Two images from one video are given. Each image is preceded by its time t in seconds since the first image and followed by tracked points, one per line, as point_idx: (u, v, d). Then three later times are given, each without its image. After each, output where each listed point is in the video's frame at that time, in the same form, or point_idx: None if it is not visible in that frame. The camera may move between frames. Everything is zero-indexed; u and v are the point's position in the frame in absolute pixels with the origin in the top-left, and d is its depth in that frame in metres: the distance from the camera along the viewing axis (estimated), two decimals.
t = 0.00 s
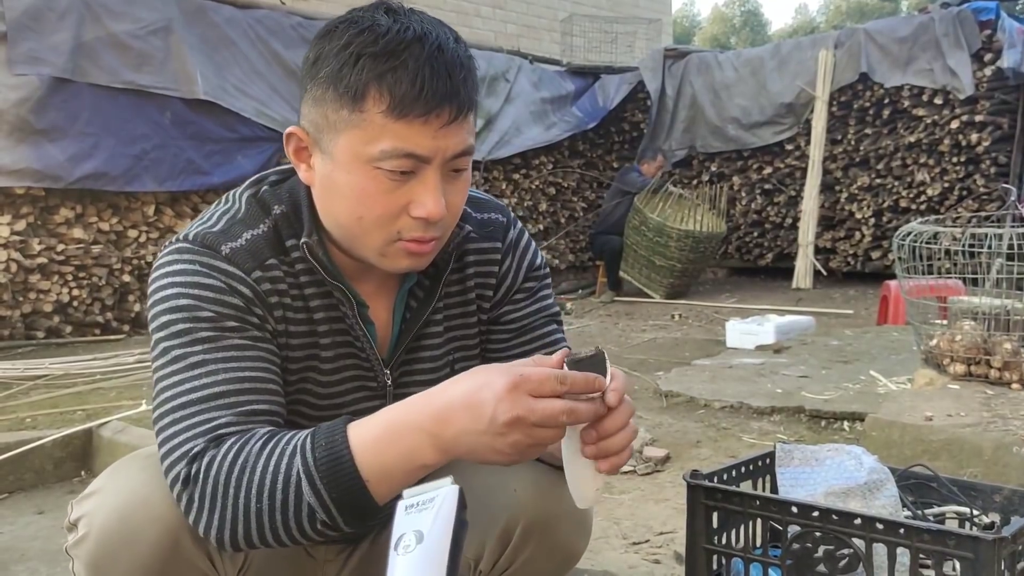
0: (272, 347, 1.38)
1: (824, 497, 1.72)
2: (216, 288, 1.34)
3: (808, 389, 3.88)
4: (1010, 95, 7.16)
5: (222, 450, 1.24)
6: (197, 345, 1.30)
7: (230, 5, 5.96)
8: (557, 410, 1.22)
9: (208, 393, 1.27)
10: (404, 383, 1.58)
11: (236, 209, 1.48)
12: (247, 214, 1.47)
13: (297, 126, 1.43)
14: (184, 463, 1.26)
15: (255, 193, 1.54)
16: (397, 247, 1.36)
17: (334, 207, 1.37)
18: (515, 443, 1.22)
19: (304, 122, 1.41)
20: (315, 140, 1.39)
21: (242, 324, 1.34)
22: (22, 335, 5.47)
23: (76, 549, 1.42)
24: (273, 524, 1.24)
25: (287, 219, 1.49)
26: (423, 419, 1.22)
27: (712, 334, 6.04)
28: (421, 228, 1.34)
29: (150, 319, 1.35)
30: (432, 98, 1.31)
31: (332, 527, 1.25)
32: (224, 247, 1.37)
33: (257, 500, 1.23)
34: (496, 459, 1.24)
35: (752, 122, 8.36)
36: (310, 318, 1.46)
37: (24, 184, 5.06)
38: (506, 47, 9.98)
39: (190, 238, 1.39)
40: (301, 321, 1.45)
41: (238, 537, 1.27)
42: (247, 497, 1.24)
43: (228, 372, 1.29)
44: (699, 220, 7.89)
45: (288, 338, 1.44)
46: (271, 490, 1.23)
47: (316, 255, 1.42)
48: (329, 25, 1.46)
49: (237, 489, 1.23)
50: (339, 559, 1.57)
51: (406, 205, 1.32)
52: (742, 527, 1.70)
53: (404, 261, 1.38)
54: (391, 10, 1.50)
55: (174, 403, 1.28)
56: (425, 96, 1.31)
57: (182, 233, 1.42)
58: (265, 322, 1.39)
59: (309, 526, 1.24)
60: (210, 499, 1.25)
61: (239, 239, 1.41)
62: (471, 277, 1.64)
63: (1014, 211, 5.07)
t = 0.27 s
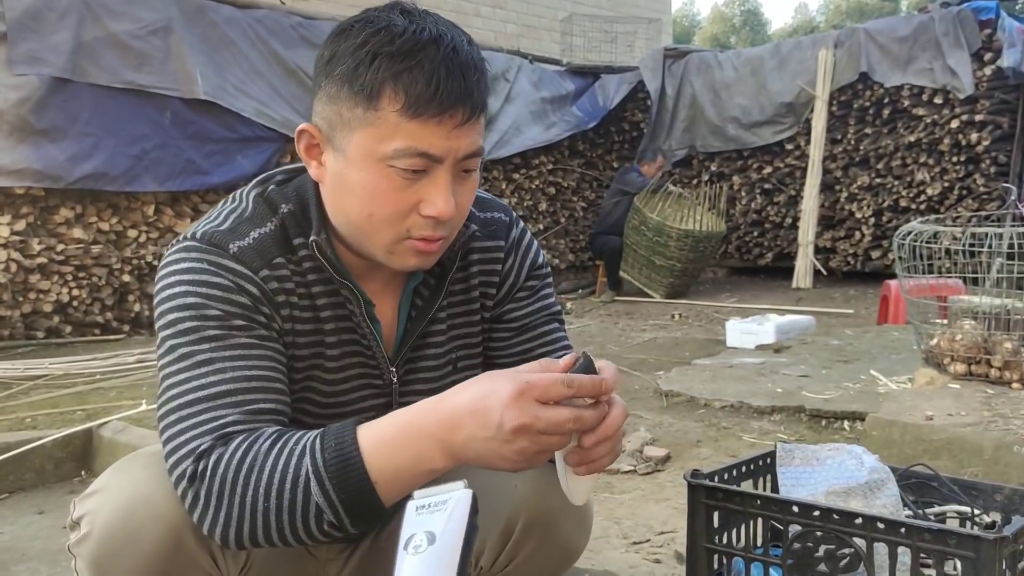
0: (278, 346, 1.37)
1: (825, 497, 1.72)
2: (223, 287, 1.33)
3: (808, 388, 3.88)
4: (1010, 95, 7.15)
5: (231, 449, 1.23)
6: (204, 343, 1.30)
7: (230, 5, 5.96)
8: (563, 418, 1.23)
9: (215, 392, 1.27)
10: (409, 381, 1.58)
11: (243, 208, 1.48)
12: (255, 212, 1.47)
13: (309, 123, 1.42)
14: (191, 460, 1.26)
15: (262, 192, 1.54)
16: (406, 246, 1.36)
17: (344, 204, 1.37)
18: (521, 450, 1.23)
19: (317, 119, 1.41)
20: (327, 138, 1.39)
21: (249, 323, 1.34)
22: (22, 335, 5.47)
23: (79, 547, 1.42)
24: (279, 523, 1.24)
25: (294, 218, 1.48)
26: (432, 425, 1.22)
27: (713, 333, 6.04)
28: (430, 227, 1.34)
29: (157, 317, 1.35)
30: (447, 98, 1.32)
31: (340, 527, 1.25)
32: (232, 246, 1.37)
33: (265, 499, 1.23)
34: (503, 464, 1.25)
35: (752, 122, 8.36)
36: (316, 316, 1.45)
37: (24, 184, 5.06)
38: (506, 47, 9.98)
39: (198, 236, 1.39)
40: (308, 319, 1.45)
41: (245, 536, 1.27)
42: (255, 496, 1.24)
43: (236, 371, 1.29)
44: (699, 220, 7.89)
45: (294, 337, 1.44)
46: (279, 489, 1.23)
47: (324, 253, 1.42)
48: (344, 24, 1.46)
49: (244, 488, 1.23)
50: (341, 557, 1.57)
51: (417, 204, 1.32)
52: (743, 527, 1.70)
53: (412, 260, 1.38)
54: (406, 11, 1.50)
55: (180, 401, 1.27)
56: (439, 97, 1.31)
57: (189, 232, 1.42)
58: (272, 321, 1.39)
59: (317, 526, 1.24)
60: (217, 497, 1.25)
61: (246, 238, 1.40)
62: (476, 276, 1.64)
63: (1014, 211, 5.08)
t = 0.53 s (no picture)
0: (274, 343, 1.37)
1: (825, 495, 1.72)
2: (219, 284, 1.33)
3: (807, 387, 3.88)
4: (1009, 94, 7.11)
5: (228, 446, 1.23)
6: (200, 341, 1.29)
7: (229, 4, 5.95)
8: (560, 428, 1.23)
9: (211, 389, 1.27)
10: (405, 377, 1.57)
11: (240, 204, 1.48)
12: (251, 209, 1.47)
13: (305, 120, 1.42)
14: (188, 457, 1.25)
15: (259, 189, 1.54)
16: (401, 244, 1.36)
17: (340, 202, 1.37)
18: (519, 458, 1.24)
19: (313, 117, 1.41)
20: (323, 135, 1.39)
21: (245, 321, 1.34)
22: (20, 335, 5.47)
23: (71, 545, 1.41)
24: (276, 521, 1.24)
25: (291, 214, 1.48)
26: (431, 435, 1.22)
27: (712, 332, 6.04)
28: (425, 225, 1.34)
29: (153, 315, 1.34)
30: (443, 97, 1.31)
31: (338, 526, 1.25)
32: (228, 243, 1.37)
33: (263, 497, 1.23)
34: (500, 471, 1.26)
35: (751, 121, 8.36)
36: (313, 313, 1.45)
37: (22, 184, 5.05)
38: (505, 46, 9.98)
39: (194, 233, 1.39)
40: (304, 315, 1.44)
41: (241, 534, 1.26)
42: (253, 493, 1.23)
43: (232, 369, 1.29)
44: (698, 219, 7.88)
45: (290, 334, 1.44)
46: (277, 486, 1.22)
47: (320, 250, 1.41)
48: (342, 20, 1.45)
49: (242, 486, 1.23)
50: (338, 557, 1.59)
51: (411, 203, 1.32)
52: (741, 526, 1.70)
53: (406, 258, 1.38)
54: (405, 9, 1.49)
55: (177, 398, 1.27)
56: (435, 96, 1.31)
57: (185, 229, 1.42)
58: (269, 318, 1.39)
59: (314, 524, 1.24)
60: (214, 495, 1.25)
61: (242, 235, 1.40)
62: (472, 272, 1.64)
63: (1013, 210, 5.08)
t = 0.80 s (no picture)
0: (268, 341, 1.37)
1: (824, 494, 1.72)
2: (212, 282, 1.33)
3: (806, 386, 3.88)
4: (1007, 94, 7.10)
5: (223, 446, 1.23)
6: (194, 340, 1.29)
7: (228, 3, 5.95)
8: (557, 430, 1.24)
9: (205, 388, 1.27)
10: (400, 373, 1.56)
11: (231, 202, 1.48)
12: (242, 206, 1.46)
13: (297, 117, 1.42)
14: (185, 457, 1.25)
15: (250, 186, 1.53)
16: (392, 242, 1.37)
17: (331, 199, 1.37)
18: (516, 459, 1.25)
19: (304, 114, 1.40)
20: (315, 132, 1.39)
21: (239, 319, 1.34)
22: (18, 334, 5.46)
23: (65, 546, 1.40)
24: (272, 521, 1.24)
25: (282, 210, 1.48)
26: (429, 437, 1.22)
27: (711, 332, 6.03)
28: (417, 223, 1.35)
29: (145, 314, 1.34)
30: (435, 95, 1.31)
31: (336, 527, 1.25)
32: (220, 240, 1.37)
33: (259, 496, 1.23)
34: (499, 471, 1.26)
35: (750, 121, 8.36)
36: (307, 309, 1.45)
37: (21, 183, 5.04)
38: (504, 45, 9.98)
39: (185, 231, 1.38)
40: (298, 311, 1.44)
41: (236, 534, 1.26)
42: (249, 492, 1.23)
43: (226, 367, 1.29)
44: (697, 219, 7.88)
45: (284, 331, 1.43)
46: (273, 485, 1.22)
47: (313, 246, 1.41)
48: (332, 17, 1.45)
49: (239, 485, 1.23)
50: (335, 556, 1.58)
51: (403, 200, 1.33)
52: (741, 524, 1.69)
53: (398, 256, 1.38)
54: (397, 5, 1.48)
55: (170, 398, 1.27)
56: (428, 95, 1.31)
57: (177, 227, 1.41)
58: (263, 316, 1.38)
59: (309, 523, 1.24)
60: (210, 494, 1.25)
61: (235, 231, 1.40)
62: (465, 267, 1.64)
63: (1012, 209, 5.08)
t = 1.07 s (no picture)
0: (265, 339, 1.37)
1: (824, 494, 1.72)
2: (207, 280, 1.33)
3: (806, 386, 3.87)
4: (1007, 93, 7.10)
5: (220, 444, 1.23)
6: (189, 338, 1.29)
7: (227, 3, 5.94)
8: (552, 427, 1.24)
9: (200, 387, 1.27)
10: (397, 372, 1.56)
11: (227, 199, 1.47)
12: (239, 203, 1.46)
13: (293, 114, 1.41)
14: (180, 456, 1.25)
15: (246, 183, 1.53)
16: (388, 240, 1.37)
17: (327, 197, 1.37)
18: (511, 458, 1.24)
19: (300, 111, 1.40)
20: (311, 130, 1.38)
21: (235, 317, 1.33)
22: (17, 333, 5.46)
23: (61, 546, 1.40)
24: (267, 521, 1.23)
25: (279, 207, 1.47)
26: (423, 437, 1.21)
27: (710, 331, 6.03)
28: (413, 222, 1.35)
29: (141, 313, 1.34)
30: (432, 94, 1.31)
31: (330, 528, 1.24)
32: (216, 238, 1.37)
33: (254, 495, 1.23)
34: (494, 470, 1.26)
35: (749, 120, 8.35)
36: (304, 307, 1.44)
37: (20, 182, 5.04)
38: (503, 45, 9.97)
39: (181, 228, 1.38)
40: (295, 309, 1.43)
41: (232, 533, 1.26)
42: (243, 490, 1.23)
43: (221, 366, 1.29)
44: (697, 218, 7.88)
45: (281, 329, 1.43)
46: (268, 485, 1.22)
47: (310, 244, 1.41)
48: (329, 14, 1.44)
49: (233, 484, 1.23)
50: (333, 556, 1.57)
51: (400, 199, 1.33)
52: (741, 524, 1.69)
53: (394, 254, 1.38)
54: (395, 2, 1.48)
55: (165, 396, 1.27)
56: (425, 94, 1.30)
57: (174, 224, 1.41)
58: (259, 314, 1.38)
59: (303, 524, 1.23)
60: (205, 493, 1.25)
61: (231, 229, 1.40)
62: (464, 264, 1.64)
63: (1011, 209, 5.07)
